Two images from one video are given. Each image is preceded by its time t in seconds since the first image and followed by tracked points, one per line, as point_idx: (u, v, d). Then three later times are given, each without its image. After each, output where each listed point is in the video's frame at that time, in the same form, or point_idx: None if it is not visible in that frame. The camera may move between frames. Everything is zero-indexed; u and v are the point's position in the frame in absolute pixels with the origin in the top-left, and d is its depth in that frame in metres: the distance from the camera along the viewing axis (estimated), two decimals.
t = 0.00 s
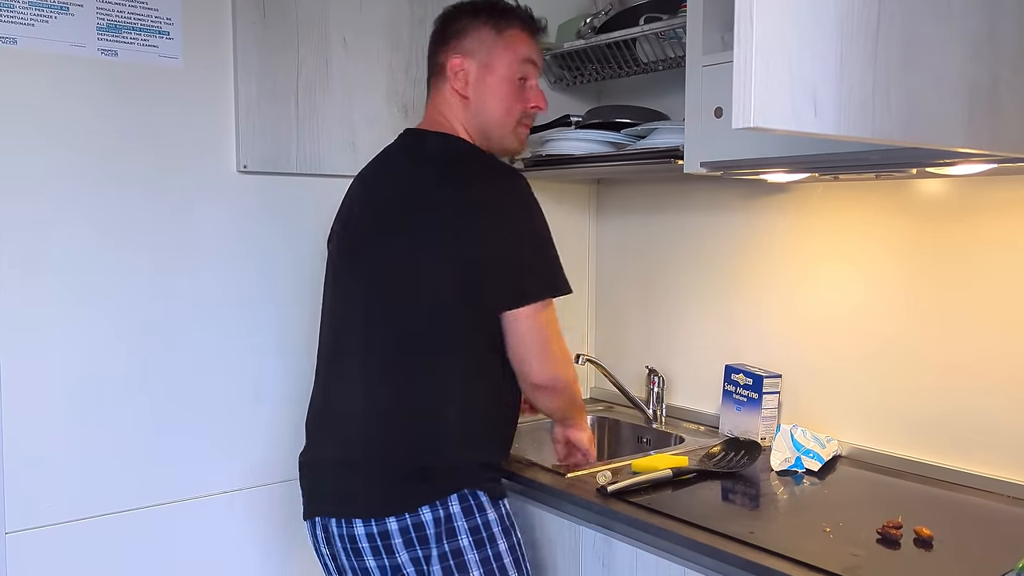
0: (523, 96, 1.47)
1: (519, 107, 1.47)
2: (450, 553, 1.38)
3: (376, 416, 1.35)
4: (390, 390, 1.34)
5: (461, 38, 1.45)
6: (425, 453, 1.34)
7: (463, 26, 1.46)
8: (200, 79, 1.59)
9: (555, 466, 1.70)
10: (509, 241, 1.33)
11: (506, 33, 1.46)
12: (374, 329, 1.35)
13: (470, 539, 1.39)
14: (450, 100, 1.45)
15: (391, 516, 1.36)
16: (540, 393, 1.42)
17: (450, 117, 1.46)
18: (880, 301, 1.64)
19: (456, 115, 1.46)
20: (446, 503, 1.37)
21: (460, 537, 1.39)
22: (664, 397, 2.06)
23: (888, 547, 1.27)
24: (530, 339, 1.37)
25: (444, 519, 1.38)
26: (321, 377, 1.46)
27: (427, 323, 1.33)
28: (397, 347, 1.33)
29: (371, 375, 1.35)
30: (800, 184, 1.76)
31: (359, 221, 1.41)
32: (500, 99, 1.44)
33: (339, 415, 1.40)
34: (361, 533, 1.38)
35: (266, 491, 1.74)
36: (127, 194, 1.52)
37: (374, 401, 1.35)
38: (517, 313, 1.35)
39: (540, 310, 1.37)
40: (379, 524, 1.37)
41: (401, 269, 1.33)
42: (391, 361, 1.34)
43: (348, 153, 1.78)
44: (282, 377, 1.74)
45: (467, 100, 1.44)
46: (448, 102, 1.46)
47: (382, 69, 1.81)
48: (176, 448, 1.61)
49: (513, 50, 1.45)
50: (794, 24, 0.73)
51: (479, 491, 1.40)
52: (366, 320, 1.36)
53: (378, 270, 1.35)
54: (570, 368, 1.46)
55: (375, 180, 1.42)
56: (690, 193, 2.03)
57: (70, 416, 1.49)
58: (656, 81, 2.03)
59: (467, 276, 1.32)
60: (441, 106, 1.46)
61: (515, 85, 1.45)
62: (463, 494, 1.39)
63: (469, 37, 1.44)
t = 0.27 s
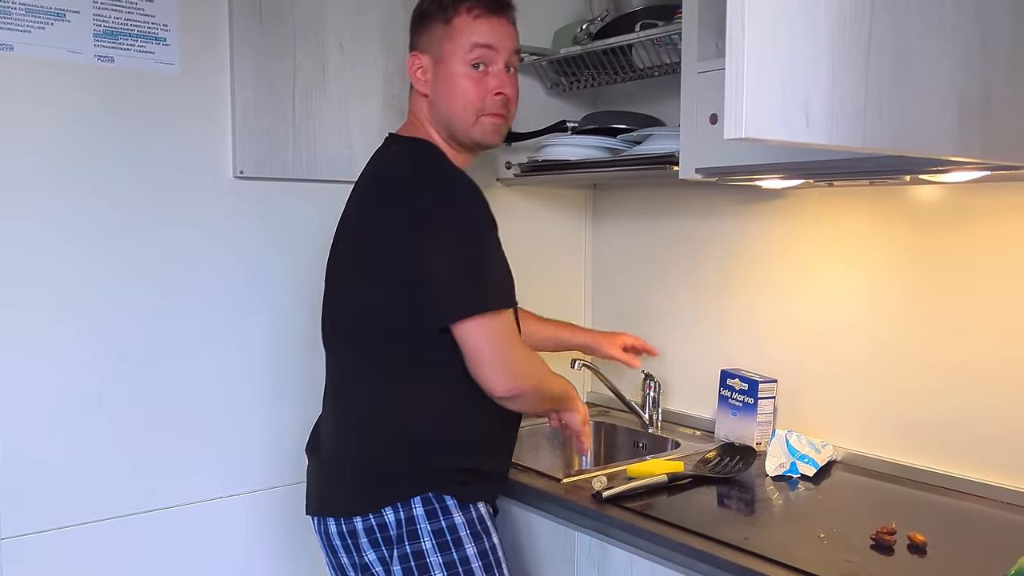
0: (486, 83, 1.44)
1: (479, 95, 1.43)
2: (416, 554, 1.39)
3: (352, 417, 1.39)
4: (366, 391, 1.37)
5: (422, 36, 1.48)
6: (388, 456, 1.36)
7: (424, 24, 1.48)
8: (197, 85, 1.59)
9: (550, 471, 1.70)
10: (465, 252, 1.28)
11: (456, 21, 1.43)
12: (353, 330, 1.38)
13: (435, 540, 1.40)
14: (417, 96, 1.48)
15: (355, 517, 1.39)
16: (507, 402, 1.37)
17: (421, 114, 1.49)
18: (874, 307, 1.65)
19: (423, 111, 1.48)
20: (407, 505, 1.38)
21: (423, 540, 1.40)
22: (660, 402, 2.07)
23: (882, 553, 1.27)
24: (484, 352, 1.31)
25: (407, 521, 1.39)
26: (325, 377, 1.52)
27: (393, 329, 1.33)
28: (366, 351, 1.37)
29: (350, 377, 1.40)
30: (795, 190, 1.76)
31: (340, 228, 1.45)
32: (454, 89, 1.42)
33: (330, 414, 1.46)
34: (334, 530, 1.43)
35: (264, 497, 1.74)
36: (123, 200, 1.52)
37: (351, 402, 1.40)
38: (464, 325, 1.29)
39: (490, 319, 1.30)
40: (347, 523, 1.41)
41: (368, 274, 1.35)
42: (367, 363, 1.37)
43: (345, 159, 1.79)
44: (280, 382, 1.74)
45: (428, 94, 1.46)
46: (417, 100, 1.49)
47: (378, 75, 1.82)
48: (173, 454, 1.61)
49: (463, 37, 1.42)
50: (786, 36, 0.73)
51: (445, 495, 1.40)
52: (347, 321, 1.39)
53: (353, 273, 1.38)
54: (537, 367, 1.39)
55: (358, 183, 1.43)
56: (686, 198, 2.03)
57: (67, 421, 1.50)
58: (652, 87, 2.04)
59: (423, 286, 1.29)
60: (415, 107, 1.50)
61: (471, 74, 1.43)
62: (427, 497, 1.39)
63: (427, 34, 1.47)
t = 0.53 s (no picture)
0: (477, 96, 1.44)
1: (470, 108, 1.44)
2: (406, 564, 1.39)
3: (346, 427, 1.41)
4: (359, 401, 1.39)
5: (417, 48, 1.50)
6: (376, 466, 1.37)
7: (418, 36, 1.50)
8: (198, 95, 1.60)
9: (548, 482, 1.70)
10: (449, 263, 1.29)
11: (450, 33, 1.44)
12: (347, 342, 1.40)
13: (424, 551, 1.40)
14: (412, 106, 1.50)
15: (347, 526, 1.41)
16: (501, 414, 1.38)
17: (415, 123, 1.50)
18: (870, 320, 1.66)
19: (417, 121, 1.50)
20: (397, 515, 1.39)
21: (413, 550, 1.39)
22: (658, 413, 2.07)
23: (878, 566, 1.27)
24: (470, 366, 1.31)
25: (397, 531, 1.39)
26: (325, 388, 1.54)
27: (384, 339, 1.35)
28: (357, 361, 1.39)
29: (344, 388, 1.42)
30: (792, 203, 1.77)
31: (336, 240, 1.47)
32: (445, 102, 1.44)
33: (327, 424, 1.48)
34: (329, 539, 1.45)
35: (262, 507, 1.73)
36: (123, 210, 1.53)
37: (345, 412, 1.42)
38: (448, 337, 1.29)
39: (472, 332, 1.30)
40: (340, 532, 1.42)
41: (358, 286, 1.36)
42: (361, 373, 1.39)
43: (345, 170, 1.79)
44: (278, 393, 1.75)
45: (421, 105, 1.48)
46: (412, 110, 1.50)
47: (379, 86, 1.83)
48: (170, 463, 1.61)
49: (455, 50, 1.43)
50: (781, 53, 0.74)
51: (434, 505, 1.39)
52: (342, 332, 1.40)
53: (346, 285, 1.39)
54: (526, 376, 1.38)
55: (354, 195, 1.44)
56: (684, 210, 2.04)
57: (64, 431, 1.49)
58: (651, 99, 2.05)
59: (406, 298, 1.29)
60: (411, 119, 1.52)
61: (462, 86, 1.44)
62: (416, 507, 1.39)
63: (421, 46, 1.48)
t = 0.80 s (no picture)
0: (496, 125, 1.45)
1: (489, 137, 1.45)
2: None
3: (346, 443, 1.41)
4: (359, 418, 1.39)
5: (432, 65, 1.47)
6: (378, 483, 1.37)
7: (434, 53, 1.47)
8: (200, 109, 1.60)
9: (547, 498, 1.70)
10: (452, 281, 1.28)
11: (472, 57, 1.44)
12: (347, 358, 1.39)
13: (430, 568, 1.40)
14: (424, 126, 1.48)
15: (349, 543, 1.40)
16: (502, 427, 1.37)
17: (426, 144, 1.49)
18: (870, 337, 1.66)
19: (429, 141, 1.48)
20: (402, 532, 1.39)
21: (418, 567, 1.40)
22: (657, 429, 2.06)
23: None
24: (473, 378, 1.31)
25: (402, 548, 1.39)
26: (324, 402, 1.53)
27: (386, 357, 1.34)
28: (358, 378, 1.38)
29: (344, 404, 1.42)
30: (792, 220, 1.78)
31: (337, 255, 1.47)
32: (463, 129, 1.44)
33: (327, 439, 1.48)
34: (331, 557, 1.44)
35: (259, 521, 1.72)
36: (124, 222, 1.53)
37: (345, 428, 1.41)
38: (457, 352, 1.29)
39: (474, 345, 1.30)
40: (341, 550, 1.42)
41: (359, 302, 1.35)
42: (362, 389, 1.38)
43: (346, 184, 1.80)
44: (277, 406, 1.74)
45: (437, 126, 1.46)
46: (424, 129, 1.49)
47: (380, 101, 1.83)
48: (167, 477, 1.60)
49: (478, 78, 1.43)
50: (780, 71, 0.75)
51: (438, 521, 1.39)
52: (342, 348, 1.40)
53: (346, 302, 1.39)
54: (528, 389, 1.38)
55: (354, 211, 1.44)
56: (684, 226, 2.04)
57: (61, 444, 1.49)
58: (652, 115, 2.06)
59: (411, 314, 1.29)
60: (417, 135, 1.51)
61: (482, 114, 1.44)
62: (422, 524, 1.39)
63: (439, 65, 1.46)
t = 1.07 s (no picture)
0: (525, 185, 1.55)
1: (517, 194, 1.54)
2: None
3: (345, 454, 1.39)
4: (361, 428, 1.38)
5: (517, 112, 1.46)
6: (381, 494, 1.36)
7: (522, 101, 1.46)
8: (201, 122, 1.61)
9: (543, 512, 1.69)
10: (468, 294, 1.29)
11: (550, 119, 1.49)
12: (351, 368, 1.39)
13: None
14: (476, 156, 1.45)
15: (346, 557, 1.39)
16: (512, 440, 1.40)
17: (464, 172, 1.46)
18: (870, 352, 1.66)
19: (472, 171, 1.45)
20: (399, 546, 1.38)
21: None
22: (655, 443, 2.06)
23: None
24: (496, 393, 1.33)
25: (398, 562, 1.38)
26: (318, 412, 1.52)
27: (396, 369, 1.34)
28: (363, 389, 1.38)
29: (345, 415, 1.40)
30: (791, 235, 1.78)
31: (339, 265, 1.46)
32: (511, 187, 1.50)
33: (321, 451, 1.46)
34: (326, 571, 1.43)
35: (256, 533, 1.72)
36: (123, 234, 1.54)
37: (344, 439, 1.40)
38: (478, 366, 1.31)
39: (500, 361, 1.32)
40: (337, 564, 1.41)
41: (367, 313, 1.35)
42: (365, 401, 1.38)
43: (345, 197, 1.81)
44: (274, 418, 1.74)
45: (491, 165, 1.46)
46: (472, 158, 1.45)
47: (380, 115, 1.84)
48: (164, 488, 1.60)
49: (546, 151, 1.51)
50: (777, 89, 0.75)
51: (436, 535, 1.39)
52: (347, 358, 1.39)
53: (354, 312, 1.38)
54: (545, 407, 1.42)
55: (361, 221, 1.44)
56: (683, 240, 2.05)
57: (58, 456, 1.49)
58: (651, 130, 2.07)
59: (427, 327, 1.29)
60: (461, 160, 1.46)
61: (526, 176, 1.52)
62: (418, 537, 1.38)
63: (523, 116, 1.46)
